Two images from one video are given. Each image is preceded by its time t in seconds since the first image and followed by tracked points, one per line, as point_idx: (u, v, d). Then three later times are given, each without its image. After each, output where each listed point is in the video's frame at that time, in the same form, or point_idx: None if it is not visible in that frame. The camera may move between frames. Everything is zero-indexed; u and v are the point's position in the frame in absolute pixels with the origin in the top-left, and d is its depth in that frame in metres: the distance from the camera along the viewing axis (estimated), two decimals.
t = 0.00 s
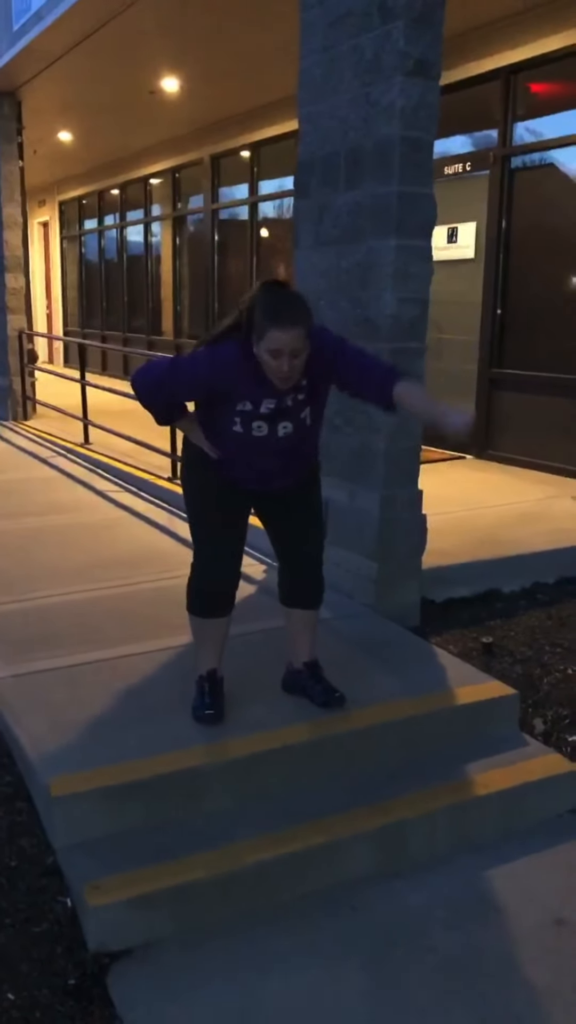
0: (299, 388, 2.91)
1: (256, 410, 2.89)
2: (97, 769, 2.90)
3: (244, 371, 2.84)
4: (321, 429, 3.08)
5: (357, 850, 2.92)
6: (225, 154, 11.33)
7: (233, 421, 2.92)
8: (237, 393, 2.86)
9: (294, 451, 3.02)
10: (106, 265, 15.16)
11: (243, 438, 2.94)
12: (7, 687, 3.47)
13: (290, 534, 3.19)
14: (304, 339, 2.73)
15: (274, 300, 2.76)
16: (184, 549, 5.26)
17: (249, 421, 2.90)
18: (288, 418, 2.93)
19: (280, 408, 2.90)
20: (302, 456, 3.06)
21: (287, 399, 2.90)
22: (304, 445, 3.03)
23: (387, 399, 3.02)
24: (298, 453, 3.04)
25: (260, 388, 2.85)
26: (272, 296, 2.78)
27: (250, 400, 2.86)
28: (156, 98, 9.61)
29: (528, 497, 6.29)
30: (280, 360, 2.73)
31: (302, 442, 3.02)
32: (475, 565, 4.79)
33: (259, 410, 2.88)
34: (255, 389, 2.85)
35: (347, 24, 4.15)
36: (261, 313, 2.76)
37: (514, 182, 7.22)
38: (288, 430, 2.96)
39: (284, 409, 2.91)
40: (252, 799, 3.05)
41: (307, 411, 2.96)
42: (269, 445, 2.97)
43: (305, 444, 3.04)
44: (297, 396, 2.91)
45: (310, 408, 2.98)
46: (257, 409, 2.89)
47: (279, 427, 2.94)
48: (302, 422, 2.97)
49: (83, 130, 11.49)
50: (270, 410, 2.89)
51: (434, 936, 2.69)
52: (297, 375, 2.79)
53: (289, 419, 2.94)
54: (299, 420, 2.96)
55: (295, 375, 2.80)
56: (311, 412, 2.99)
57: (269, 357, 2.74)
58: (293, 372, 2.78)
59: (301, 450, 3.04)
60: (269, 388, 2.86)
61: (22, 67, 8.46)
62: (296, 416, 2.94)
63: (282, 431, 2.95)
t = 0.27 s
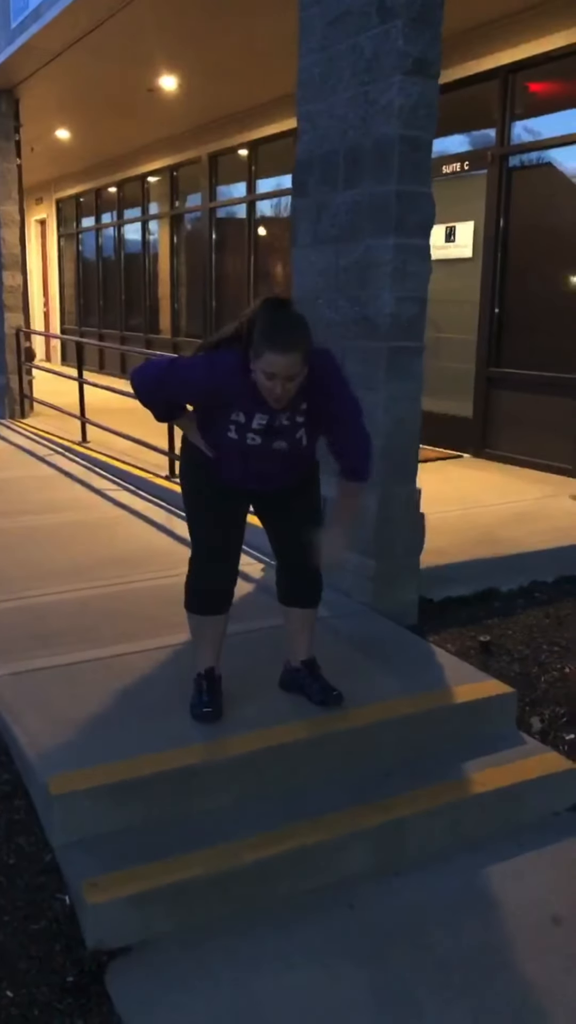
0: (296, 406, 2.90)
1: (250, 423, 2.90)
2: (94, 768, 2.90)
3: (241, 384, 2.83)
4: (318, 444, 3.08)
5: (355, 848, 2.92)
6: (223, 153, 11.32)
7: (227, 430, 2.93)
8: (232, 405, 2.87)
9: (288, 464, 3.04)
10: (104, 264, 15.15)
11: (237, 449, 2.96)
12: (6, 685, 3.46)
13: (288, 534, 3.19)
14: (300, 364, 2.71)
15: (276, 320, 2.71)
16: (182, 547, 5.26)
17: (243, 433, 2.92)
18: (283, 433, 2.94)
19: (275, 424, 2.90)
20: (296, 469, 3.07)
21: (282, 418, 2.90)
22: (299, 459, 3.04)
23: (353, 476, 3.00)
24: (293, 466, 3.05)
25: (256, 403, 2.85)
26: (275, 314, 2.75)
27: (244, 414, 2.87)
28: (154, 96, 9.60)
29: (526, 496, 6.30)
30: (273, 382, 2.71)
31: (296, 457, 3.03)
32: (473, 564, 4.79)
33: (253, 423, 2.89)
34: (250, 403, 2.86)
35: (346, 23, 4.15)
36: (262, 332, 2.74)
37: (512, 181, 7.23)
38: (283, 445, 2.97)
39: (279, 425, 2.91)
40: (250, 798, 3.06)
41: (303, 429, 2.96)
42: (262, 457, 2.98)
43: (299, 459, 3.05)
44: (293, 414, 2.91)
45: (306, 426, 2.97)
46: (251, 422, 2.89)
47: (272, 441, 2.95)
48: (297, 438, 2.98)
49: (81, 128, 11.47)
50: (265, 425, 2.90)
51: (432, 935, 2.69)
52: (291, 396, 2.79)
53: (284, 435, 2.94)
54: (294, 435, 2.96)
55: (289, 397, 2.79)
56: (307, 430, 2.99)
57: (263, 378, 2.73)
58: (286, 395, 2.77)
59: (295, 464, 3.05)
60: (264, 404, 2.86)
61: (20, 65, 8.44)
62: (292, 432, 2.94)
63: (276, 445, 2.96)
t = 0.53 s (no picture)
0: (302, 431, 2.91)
1: (254, 443, 2.90)
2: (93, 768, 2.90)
3: (250, 403, 2.83)
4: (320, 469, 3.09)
5: (354, 847, 2.93)
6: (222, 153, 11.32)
7: (231, 447, 2.94)
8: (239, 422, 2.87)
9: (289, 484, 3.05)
10: (103, 263, 15.15)
11: (238, 466, 2.96)
12: (5, 685, 3.47)
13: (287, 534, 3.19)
14: (312, 386, 2.72)
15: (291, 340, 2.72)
16: (181, 547, 5.27)
17: (246, 451, 2.92)
18: (287, 456, 2.94)
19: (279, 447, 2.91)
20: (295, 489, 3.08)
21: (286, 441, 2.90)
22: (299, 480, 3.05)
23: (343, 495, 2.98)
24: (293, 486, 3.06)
25: (262, 424, 2.86)
26: (291, 336, 2.75)
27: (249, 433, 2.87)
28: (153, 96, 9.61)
29: (525, 496, 6.31)
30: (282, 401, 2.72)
31: (297, 478, 3.04)
32: (472, 564, 4.80)
33: (257, 443, 2.90)
34: (256, 424, 2.86)
35: (346, 23, 4.15)
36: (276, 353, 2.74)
37: (512, 182, 7.24)
38: (285, 467, 2.97)
39: (283, 447, 2.91)
40: (249, 797, 3.06)
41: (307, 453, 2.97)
42: (264, 476, 2.99)
43: (301, 479, 3.06)
44: (298, 438, 2.92)
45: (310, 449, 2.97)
46: (255, 442, 2.90)
47: (275, 463, 2.95)
48: (299, 462, 2.98)
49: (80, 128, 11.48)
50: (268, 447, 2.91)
51: (431, 933, 2.70)
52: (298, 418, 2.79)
53: (288, 458, 2.95)
54: (297, 459, 2.97)
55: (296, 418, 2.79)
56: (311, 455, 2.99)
57: (272, 396, 2.74)
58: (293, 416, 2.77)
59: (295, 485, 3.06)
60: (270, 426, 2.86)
61: (19, 64, 8.44)
62: (295, 456, 2.95)
63: (278, 466, 2.96)
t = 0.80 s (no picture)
0: (310, 429, 2.92)
1: (262, 441, 2.90)
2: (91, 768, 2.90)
3: (259, 399, 2.84)
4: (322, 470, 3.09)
5: (352, 846, 2.92)
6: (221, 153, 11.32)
7: (237, 447, 2.92)
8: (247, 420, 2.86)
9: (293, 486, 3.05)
10: (102, 263, 15.14)
11: (244, 466, 2.95)
12: (3, 685, 3.46)
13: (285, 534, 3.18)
14: (325, 373, 2.74)
15: (303, 329, 2.76)
16: (179, 547, 5.26)
17: (254, 450, 2.91)
18: (294, 455, 2.95)
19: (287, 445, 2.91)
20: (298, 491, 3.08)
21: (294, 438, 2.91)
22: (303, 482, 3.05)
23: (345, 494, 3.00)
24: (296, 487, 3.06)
25: (271, 421, 2.86)
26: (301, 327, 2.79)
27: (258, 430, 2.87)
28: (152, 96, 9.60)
29: (524, 496, 6.31)
30: (296, 389, 2.73)
31: (301, 480, 3.04)
32: (470, 564, 4.80)
33: (265, 441, 2.89)
34: (265, 420, 2.86)
35: (345, 22, 4.15)
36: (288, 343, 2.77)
37: (510, 182, 7.24)
38: (291, 467, 2.97)
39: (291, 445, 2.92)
40: (247, 797, 3.06)
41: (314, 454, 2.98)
42: (269, 476, 2.97)
43: (303, 482, 3.06)
44: (306, 437, 2.93)
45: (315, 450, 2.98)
46: (263, 440, 2.89)
47: (281, 462, 2.95)
48: (305, 462, 2.99)
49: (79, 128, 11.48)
50: (276, 444, 2.90)
51: (429, 934, 2.69)
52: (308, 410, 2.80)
53: (294, 457, 2.95)
54: (303, 459, 2.97)
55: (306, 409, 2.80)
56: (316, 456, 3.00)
57: (285, 385, 2.75)
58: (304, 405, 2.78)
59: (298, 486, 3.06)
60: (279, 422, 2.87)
61: (18, 64, 8.44)
62: (302, 456, 2.96)
63: (285, 466, 2.96)
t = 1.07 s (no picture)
0: (312, 423, 2.92)
1: (262, 432, 2.89)
2: (90, 769, 2.90)
3: (262, 388, 2.85)
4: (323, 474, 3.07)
5: (349, 848, 2.93)
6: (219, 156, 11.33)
7: (238, 440, 2.91)
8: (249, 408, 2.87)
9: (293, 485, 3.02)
10: (100, 266, 15.15)
11: (244, 460, 2.93)
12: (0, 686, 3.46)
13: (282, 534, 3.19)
14: (331, 354, 2.79)
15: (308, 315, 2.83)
16: (177, 549, 5.27)
17: (254, 442, 2.90)
18: (295, 450, 2.93)
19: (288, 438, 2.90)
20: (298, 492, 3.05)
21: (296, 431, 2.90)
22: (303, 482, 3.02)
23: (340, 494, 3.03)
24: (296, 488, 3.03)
25: (274, 410, 2.87)
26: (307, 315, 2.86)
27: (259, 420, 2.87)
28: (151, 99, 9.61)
29: (521, 498, 6.32)
30: (300, 368, 2.75)
31: (302, 480, 3.02)
32: (467, 566, 4.81)
33: (266, 432, 2.89)
34: (267, 408, 2.87)
35: (342, 26, 4.16)
36: (294, 328, 2.83)
37: (508, 185, 7.26)
38: (291, 464, 2.95)
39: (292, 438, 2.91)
40: (245, 799, 3.06)
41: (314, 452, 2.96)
42: (268, 471, 2.95)
43: (303, 482, 3.04)
44: (308, 431, 2.92)
45: (317, 448, 2.97)
46: (264, 431, 2.89)
47: (281, 457, 2.93)
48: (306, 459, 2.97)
49: (78, 131, 11.49)
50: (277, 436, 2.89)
51: (426, 935, 2.70)
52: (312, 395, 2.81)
53: (295, 453, 2.93)
54: (304, 456, 2.95)
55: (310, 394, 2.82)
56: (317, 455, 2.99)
57: (290, 365, 2.78)
58: (308, 388, 2.80)
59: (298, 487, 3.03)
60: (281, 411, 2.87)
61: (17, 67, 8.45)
62: (303, 452, 2.94)
63: (285, 462, 2.94)
